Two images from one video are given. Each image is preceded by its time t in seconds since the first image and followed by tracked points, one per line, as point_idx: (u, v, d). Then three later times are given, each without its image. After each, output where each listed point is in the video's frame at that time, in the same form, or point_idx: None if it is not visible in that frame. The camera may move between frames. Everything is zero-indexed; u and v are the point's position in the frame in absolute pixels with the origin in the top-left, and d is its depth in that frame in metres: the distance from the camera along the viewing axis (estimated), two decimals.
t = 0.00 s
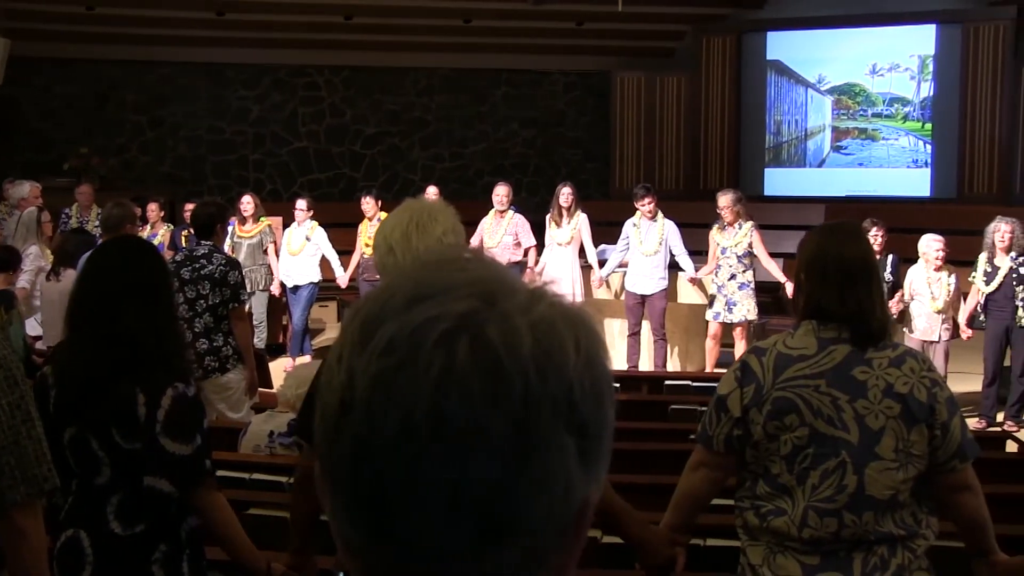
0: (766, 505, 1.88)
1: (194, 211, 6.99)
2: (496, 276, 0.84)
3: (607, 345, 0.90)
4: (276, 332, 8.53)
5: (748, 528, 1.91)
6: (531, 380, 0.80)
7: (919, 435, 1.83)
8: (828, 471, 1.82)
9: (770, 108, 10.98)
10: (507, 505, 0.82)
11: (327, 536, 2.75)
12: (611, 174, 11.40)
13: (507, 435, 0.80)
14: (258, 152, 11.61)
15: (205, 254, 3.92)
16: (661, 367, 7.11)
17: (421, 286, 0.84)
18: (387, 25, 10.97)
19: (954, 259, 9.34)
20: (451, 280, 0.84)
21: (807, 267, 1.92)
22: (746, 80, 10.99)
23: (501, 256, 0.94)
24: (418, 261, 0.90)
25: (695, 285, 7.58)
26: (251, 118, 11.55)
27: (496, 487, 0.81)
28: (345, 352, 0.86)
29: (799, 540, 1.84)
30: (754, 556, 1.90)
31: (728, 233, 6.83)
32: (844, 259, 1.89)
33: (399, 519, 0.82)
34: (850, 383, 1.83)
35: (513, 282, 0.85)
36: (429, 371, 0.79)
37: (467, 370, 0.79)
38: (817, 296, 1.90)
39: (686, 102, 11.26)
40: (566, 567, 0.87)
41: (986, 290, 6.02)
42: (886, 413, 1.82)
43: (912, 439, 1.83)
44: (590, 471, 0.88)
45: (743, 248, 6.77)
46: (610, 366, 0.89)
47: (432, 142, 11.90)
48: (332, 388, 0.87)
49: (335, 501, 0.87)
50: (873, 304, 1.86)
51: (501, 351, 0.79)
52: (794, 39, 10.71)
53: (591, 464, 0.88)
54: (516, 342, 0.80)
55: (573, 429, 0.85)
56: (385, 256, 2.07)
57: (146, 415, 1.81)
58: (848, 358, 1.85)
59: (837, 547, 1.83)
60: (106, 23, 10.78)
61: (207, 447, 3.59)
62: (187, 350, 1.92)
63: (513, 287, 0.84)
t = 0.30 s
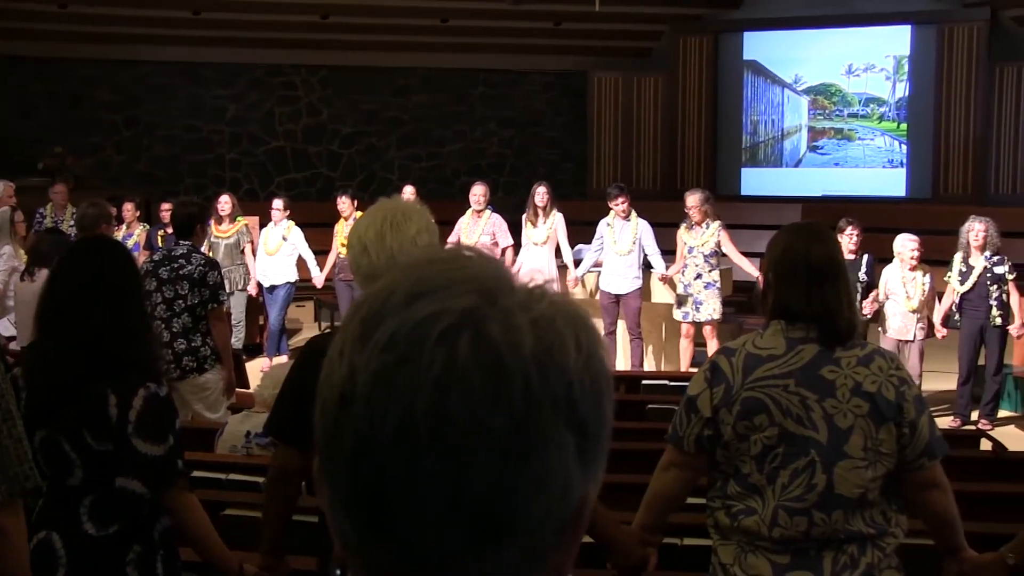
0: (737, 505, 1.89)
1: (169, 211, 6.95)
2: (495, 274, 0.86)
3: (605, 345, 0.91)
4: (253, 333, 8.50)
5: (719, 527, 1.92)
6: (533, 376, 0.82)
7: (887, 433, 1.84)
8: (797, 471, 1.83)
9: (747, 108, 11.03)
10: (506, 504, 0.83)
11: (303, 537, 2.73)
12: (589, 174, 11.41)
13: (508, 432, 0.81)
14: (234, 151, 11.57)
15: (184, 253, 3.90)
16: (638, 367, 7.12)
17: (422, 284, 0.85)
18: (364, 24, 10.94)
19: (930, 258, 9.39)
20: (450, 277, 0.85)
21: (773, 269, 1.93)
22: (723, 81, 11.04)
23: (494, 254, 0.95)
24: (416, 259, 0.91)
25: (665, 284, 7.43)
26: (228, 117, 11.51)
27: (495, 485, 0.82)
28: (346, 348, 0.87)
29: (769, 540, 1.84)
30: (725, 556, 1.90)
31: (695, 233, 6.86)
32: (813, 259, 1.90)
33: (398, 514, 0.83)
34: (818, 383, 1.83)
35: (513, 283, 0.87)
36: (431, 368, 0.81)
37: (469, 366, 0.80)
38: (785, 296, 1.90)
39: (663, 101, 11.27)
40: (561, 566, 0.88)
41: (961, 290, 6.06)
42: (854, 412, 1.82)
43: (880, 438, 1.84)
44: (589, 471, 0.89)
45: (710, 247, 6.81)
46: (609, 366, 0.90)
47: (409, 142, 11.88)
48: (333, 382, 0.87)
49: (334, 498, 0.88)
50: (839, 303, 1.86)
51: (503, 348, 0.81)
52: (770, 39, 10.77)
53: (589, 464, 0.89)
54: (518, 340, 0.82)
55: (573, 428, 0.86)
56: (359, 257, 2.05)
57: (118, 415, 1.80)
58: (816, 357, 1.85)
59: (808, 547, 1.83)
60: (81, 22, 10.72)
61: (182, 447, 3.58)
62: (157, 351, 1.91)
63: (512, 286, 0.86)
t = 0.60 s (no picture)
0: (707, 504, 1.89)
1: (144, 211, 6.91)
2: (507, 272, 0.84)
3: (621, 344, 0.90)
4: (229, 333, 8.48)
5: (690, 526, 1.92)
6: (547, 377, 0.80)
7: (857, 431, 1.85)
8: (767, 469, 1.83)
9: (723, 108, 11.04)
10: (518, 505, 0.82)
11: (277, 537, 2.74)
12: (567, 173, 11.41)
13: (522, 435, 0.80)
14: (211, 150, 11.52)
15: (161, 253, 3.88)
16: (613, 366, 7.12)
17: (435, 283, 0.84)
18: (341, 22, 10.92)
19: (905, 258, 9.45)
20: (463, 275, 0.84)
21: (745, 268, 1.93)
22: (700, 80, 11.06)
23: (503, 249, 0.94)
24: (428, 257, 0.89)
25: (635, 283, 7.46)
26: (204, 116, 11.45)
27: (509, 485, 0.81)
28: (358, 346, 0.85)
29: (740, 539, 1.85)
30: (697, 554, 1.91)
31: (664, 232, 6.90)
32: (781, 258, 1.90)
33: (409, 512, 0.82)
34: (788, 382, 1.84)
35: (524, 282, 0.86)
36: (444, 369, 0.79)
37: (484, 367, 0.79)
38: (754, 295, 1.91)
39: (641, 101, 11.28)
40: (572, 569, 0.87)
41: (936, 289, 6.10)
42: (824, 410, 1.83)
43: (850, 436, 1.85)
44: (601, 470, 0.87)
45: (678, 246, 6.85)
46: (623, 367, 0.89)
47: (385, 141, 11.86)
48: (343, 381, 0.86)
49: (344, 498, 0.86)
50: (809, 303, 1.87)
51: (517, 349, 0.80)
52: (747, 39, 10.79)
53: (603, 464, 0.87)
54: (532, 340, 0.80)
55: (587, 429, 0.84)
56: (338, 255, 2.04)
57: (91, 415, 1.78)
58: (785, 356, 1.86)
59: (778, 545, 1.84)
60: (55, 20, 10.63)
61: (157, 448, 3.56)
62: (132, 350, 1.90)
63: (523, 286, 0.84)
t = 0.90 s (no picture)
0: (681, 503, 1.90)
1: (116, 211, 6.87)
2: (528, 276, 0.82)
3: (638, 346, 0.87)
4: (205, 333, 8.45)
5: (664, 525, 1.93)
6: (569, 381, 0.78)
7: (829, 430, 1.86)
8: (739, 469, 1.84)
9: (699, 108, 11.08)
10: (535, 508, 0.78)
11: (254, 538, 2.74)
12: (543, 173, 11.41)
13: (542, 436, 0.77)
14: (185, 150, 11.47)
15: (137, 253, 3.87)
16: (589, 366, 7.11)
17: (455, 285, 0.81)
18: (315, 22, 10.89)
19: (879, 258, 9.48)
20: (484, 277, 0.81)
21: (718, 268, 1.94)
22: (676, 80, 11.08)
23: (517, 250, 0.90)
24: (442, 261, 0.86)
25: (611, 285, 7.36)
26: (178, 116, 11.40)
27: (530, 488, 0.78)
28: (377, 345, 0.81)
29: (714, 537, 1.86)
30: (670, 553, 1.92)
31: (635, 231, 6.90)
32: (751, 259, 1.91)
33: (424, 509, 0.78)
34: (759, 381, 1.85)
35: (544, 285, 0.83)
36: (467, 371, 0.76)
37: (505, 368, 0.76)
38: (727, 295, 1.92)
39: (617, 101, 11.29)
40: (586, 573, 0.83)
41: (910, 289, 6.13)
42: (796, 409, 1.84)
43: (822, 435, 1.85)
44: (620, 475, 0.84)
45: (648, 246, 6.84)
46: (641, 371, 0.86)
47: (361, 141, 11.83)
48: (360, 381, 0.82)
49: (360, 497, 0.82)
50: (780, 304, 1.88)
51: (540, 352, 0.78)
52: (723, 40, 10.84)
53: (622, 468, 0.84)
54: (554, 341, 0.78)
55: (606, 433, 0.82)
56: (319, 255, 2.03)
57: (66, 416, 1.76)
58: (757, 355, 1.87)
59: (750, 544, 1.84)
60: (27, 18, 10.58)
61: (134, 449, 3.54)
62: (107, 350, 1.89)
63: (543, 290, 0.82)
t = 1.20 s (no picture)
0: (653, 502, 1.89)
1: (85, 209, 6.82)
2: (537, 276, 0.83)
3: (645, 344, 0.89)
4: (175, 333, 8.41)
5: (636, 524, 1.92)
6: (580, 382, 0.79)
7: (801, 429, 1.87)
8: (712, 468, 1.85)
9: (670, 108, 11.12)
10: (544, 508, 0.80)
11: (227, 538, 2.72)
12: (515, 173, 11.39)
13: (551, 437, 0.79)
14: (155, 149, 11.41)
15: (108, 253, 3.82)
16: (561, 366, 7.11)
17: (466, 283, 0.82)
18: (285, 20, 10.86)
19: (850, 258, 9.52)
20: (491, 277, 0.82)
21: (691, 268, 1.95)
22: (647, 80, 11.11)
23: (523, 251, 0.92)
24: (452, 262, 0.86)
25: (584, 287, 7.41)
26: (148, 115, 11.34)
27: (538, 489, 0.79)
28: (386, 346, 0.82)
29: (686, 536, 1.86)
30: (643, 552, 1.92)
31: (604, 231, 6.91)
32: (725, 259, 1.92)
33: (431, 509, 0.80)
34: (733, 380, 1.86)
35: (552, 284, 0.84)
36: (478, 370, 0.78)
37: (516, 367, 0.78)
38: (699, 295, 1.92)
39: (588, 101, 11.31)
40: (592, 572, 0.85)
41: (879, 288, 6.16)
42: (769, 409, 1.85)
43: (794, 434, 1.86)
44: (626, 475, 0.86)
45: (617, 245, 6.84)
46: (648, 371, 0.88)
47: (332, 141, 11.80)
48: (368, 379, 0.83)
49: (370, 495, 0.84)
50: (753, 303, 1.89)
51: (550, 353, 0.79)
52: (693, 40, 10.87)
53: (629, 468, 0.86)
54: (566, 343, 0.80)
55: (615, 433, 0.83)
56: (297, 253, 2.02)
57: (36, 418, 1.75)
58: (730, 354, 1.88)
59: (722, 542, 1.85)
60: None
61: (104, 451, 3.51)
62: (79, 351, 1.87)
63: (551, 289, 0.83)
